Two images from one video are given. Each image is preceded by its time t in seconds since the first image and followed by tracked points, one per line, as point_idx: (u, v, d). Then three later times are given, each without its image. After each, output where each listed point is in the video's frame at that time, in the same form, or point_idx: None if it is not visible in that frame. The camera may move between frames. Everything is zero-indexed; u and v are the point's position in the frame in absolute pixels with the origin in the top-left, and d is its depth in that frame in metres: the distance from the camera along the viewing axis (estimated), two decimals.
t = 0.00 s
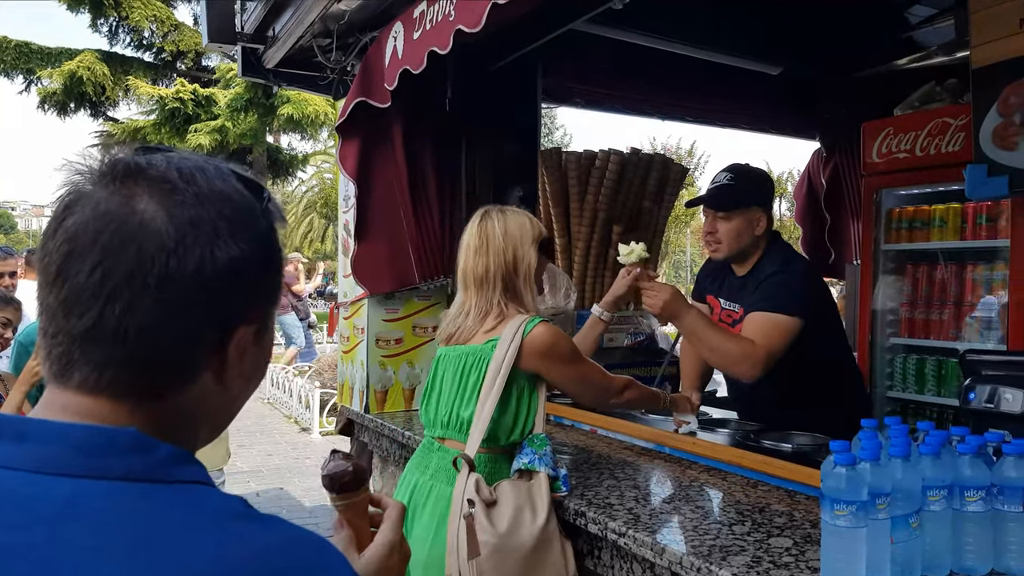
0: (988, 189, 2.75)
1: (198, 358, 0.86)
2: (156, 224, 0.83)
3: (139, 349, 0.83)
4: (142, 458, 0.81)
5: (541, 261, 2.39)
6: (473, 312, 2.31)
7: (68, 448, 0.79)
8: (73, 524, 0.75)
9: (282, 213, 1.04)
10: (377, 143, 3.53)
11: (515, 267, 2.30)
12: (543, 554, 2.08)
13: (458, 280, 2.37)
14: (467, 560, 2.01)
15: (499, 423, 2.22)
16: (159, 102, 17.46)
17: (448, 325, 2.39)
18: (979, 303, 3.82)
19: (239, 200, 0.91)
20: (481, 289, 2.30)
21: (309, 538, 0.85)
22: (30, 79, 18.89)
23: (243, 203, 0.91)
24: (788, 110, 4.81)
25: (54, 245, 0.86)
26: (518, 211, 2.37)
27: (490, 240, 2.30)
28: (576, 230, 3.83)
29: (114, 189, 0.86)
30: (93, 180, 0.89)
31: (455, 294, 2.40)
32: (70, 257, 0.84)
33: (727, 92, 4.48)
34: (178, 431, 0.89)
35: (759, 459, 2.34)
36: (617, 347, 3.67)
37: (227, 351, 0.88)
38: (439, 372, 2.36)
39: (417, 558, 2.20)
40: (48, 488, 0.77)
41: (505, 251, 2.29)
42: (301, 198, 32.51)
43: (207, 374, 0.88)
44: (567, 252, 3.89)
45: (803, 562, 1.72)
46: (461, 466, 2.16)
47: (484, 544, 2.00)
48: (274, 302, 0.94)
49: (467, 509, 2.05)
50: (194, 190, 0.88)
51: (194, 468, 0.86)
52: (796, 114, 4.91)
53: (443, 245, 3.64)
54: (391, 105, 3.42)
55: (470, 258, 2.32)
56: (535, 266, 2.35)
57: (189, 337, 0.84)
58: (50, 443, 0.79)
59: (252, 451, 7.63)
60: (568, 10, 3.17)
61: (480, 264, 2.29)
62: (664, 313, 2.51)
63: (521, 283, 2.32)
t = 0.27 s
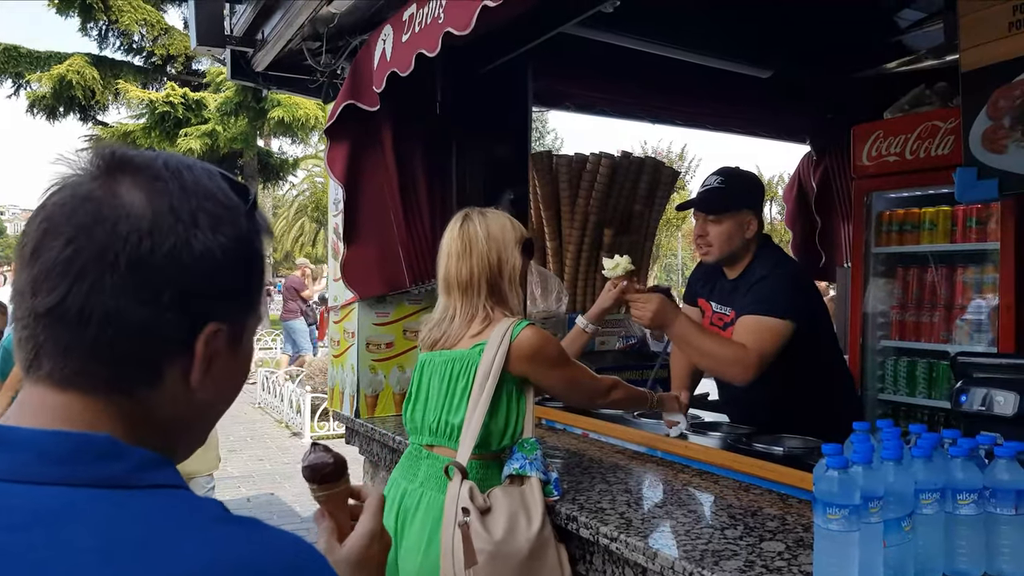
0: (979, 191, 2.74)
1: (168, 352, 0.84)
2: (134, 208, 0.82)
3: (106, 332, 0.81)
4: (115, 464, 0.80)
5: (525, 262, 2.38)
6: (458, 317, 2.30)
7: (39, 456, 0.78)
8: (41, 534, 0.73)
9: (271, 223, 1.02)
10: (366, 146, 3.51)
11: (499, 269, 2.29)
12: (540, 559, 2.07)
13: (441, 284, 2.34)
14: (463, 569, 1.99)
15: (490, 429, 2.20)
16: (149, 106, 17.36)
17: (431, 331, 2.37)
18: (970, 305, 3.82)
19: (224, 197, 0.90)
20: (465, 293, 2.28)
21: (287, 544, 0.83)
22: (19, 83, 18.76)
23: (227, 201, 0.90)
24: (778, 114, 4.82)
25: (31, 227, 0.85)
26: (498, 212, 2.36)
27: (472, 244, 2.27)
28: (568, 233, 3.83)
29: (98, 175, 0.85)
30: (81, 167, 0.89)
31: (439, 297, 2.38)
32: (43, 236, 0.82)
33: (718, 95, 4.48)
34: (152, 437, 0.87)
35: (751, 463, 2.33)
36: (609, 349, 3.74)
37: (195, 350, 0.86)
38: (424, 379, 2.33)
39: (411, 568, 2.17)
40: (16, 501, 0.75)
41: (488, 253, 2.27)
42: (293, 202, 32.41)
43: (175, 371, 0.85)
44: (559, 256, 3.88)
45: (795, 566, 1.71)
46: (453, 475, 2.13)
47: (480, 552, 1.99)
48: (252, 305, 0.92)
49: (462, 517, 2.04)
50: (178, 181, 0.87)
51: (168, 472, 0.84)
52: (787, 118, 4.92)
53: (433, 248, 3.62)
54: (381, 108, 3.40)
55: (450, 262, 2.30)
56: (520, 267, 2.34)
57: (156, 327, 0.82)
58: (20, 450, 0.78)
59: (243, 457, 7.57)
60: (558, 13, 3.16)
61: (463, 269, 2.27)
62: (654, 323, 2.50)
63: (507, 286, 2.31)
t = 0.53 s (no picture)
0: (979, 192, 2.73)
1: (149, 354, 0.81)
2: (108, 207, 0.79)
3: (85, 336, 0.78)
4: (96, 461, 0.78)
5: (517, 263, 2.34)
6: (447, 317, 2.26)
7: (17, 453, 0.75)
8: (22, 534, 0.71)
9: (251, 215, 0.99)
10: (363, 146, 3.49)
11: (491, 268, 2.25)
12: (538, 564, 2.03)
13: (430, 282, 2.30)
14: None
15: (484, 433, 2.16)
16: (145, 108, 17.32)
17: (419, 333, 2.34)
18: (969, 307, 3.80)
19: (200, 191, 0.86)
20: (456, 292, 2.24)
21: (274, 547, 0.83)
22: (14, 85, 18.70)
23: (204, 195, 0.87)
24: (776, 115, 4.79)
25: (5, 229, 0.82)
26: (494, 211, 2.32)
27: (464, 242, 2.24)
28: (564, 233, 3.81)
29: (70, 174, 0.82)
30: (51, 164, 0.85)
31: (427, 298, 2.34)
32: (18, 238, 0.80)
33: (716, 96, 4.46)
34: (136, 438, 0.84)
35: (749, 466, 2.30)
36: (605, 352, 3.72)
37: (180, 351, 0.83)
38: (417, 382, 2.29)
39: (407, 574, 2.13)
40: None
41: (481, 251, 2.24)
42: (289, 204, 32.34)
43: (159, 373, 0.83)
44: (554, 258, 3.85)
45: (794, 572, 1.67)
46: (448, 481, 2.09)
47: (479, 559, 1.95)
48: (234, 302, 0.89)
49: (459, 525, 2.00)
50: (152, 177, 0.84)
51: (148, 470, 0.82)
52: (784, 119, 4.90)
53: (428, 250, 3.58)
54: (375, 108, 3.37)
55: (441, 260, 2.26)
56: (512, 267, 2.30)
57: (137, 329, 0.79)
58: None
59: (237, 461, 7.52)
60: (554, 12, 3.13)
61: (452, 268, 2.23)
62: (648, 330, 2.46)
63: (499, 286, 2.27)
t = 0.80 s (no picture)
0: (982, 191, 2.71)
1: (138, 360, 0.81)
2: (93, 215, 0.80)
3: (72, 344, 0.78)
4: (74, 456, 0.77)
5: (509, 262, 2.30)
6: (436, 312, 2.20)
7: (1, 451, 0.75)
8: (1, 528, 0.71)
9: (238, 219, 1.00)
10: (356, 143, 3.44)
11: (483, 265, 2.21)
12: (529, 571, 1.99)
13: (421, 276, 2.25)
14: None
15: (475, 437, 2.10)
16: (145, 110, 17.29)
17: (410, 330, 2.28)
18: (970, 308, 3.76)
19: (186, 197, 0.87)
20: (446, 287, 2.19)
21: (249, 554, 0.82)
22: (14, 86, 18.68)
23: (190, 201, 0.88)
24: (776, 115, 4.76)
25: None
26: (490, 210, 2.28)
27: (457, 237, 2.20)
28: (561, 234, 3.77)
29: (53, 183, 0.83)
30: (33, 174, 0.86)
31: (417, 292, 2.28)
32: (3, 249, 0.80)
33: (715, 96, 4.42)
34: (122, 443, 0.83)
35: (748, 469, 2.25)
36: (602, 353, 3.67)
37: (170, 356, 0.83)
38: (407, 385, 2.25)
39: None
40: None
41: (474, 247, 2.20)
42: (289, 206, 32.29)
43: (149, 379, 0.83)
44: (551, 258, 3.81)
45: None
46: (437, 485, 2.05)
47: (467, 566, 1.91)
48: (223, 306, 0.89)
49: (447, 531, 1.96)
50: (137, 184, 0.85)
51: (124, 468, 0.81)
52: (784, 119, 4.86)
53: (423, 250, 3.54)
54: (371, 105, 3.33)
55: (434, 254, 2.21)
56: (504, 265, 2.26)
57: (125, 336, 0.80)
58: None
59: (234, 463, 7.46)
60: (551, 9, 3.09)
61: (444, 262, 2.19)
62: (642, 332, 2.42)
63: (490, 284, 2.23)
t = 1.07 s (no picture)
0: (981, 195, 2.63)
1: (100, 376, 0.79)
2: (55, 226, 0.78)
3: (31, 357, 0.77)
4: (24, 466, 0.75)
5: (492, 261, 2.26)
6: (416, 306, 2.15)
7: None
8: None
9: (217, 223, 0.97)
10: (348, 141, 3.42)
11: (466, 261, 2.17)
12: None
13: (403, 268, 2.20)
14: None
15: (457, 445, 2.06)
16: (144, 106, 17.26)
17: (391, 325, 2.23)
18: (968, 312, 3.72)
19: (155, 206, 0.85)
20: (427, 280, 2.14)
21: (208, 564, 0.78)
22: (15, 82, 18.66)
23: (159, 209, 0.85)
24: (774, 117, 4.72)
25: None
26: (476, 210, 2.24)
27: (441, 231, 2.15)
28: (554, 234, 3.72)
29: (16, 190, 0.81)
30: None
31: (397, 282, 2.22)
32: None
33: (713, 96, 4.39)
34: (85, 457, 0.81)
35: (739, 475, 2.21)
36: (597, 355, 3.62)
37: (136, 372, 0.81)
38: (387, 391, 2.20)
39: None
40: None
41: (458, 242, 2.16)
42: (288, 204, 32.25)
43: (113, 393, 0.81)
44: (546, 258, 3.77)
45: None
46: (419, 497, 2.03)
47: None
48: (195, 318, 0.86)
49: (430, 546, 1.94)
50: (102, 193, 0.83)
51: (79, 478, 0.78)
52: (783, 120, 4.82)
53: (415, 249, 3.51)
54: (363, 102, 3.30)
55: (417, 246, 2.17)
56: (488, 263, 2.22)
57: (86, 351, 0.78)
58: None
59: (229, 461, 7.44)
60: (545, 6, 3.05)
61: (427, 256, 2.14)
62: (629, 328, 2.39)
63: (472, 281, 2.19)
